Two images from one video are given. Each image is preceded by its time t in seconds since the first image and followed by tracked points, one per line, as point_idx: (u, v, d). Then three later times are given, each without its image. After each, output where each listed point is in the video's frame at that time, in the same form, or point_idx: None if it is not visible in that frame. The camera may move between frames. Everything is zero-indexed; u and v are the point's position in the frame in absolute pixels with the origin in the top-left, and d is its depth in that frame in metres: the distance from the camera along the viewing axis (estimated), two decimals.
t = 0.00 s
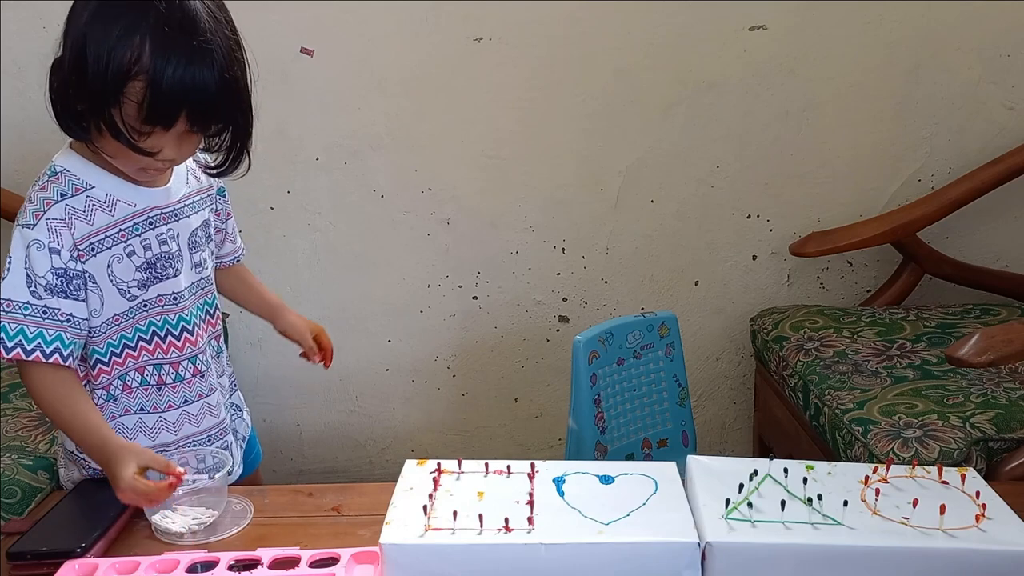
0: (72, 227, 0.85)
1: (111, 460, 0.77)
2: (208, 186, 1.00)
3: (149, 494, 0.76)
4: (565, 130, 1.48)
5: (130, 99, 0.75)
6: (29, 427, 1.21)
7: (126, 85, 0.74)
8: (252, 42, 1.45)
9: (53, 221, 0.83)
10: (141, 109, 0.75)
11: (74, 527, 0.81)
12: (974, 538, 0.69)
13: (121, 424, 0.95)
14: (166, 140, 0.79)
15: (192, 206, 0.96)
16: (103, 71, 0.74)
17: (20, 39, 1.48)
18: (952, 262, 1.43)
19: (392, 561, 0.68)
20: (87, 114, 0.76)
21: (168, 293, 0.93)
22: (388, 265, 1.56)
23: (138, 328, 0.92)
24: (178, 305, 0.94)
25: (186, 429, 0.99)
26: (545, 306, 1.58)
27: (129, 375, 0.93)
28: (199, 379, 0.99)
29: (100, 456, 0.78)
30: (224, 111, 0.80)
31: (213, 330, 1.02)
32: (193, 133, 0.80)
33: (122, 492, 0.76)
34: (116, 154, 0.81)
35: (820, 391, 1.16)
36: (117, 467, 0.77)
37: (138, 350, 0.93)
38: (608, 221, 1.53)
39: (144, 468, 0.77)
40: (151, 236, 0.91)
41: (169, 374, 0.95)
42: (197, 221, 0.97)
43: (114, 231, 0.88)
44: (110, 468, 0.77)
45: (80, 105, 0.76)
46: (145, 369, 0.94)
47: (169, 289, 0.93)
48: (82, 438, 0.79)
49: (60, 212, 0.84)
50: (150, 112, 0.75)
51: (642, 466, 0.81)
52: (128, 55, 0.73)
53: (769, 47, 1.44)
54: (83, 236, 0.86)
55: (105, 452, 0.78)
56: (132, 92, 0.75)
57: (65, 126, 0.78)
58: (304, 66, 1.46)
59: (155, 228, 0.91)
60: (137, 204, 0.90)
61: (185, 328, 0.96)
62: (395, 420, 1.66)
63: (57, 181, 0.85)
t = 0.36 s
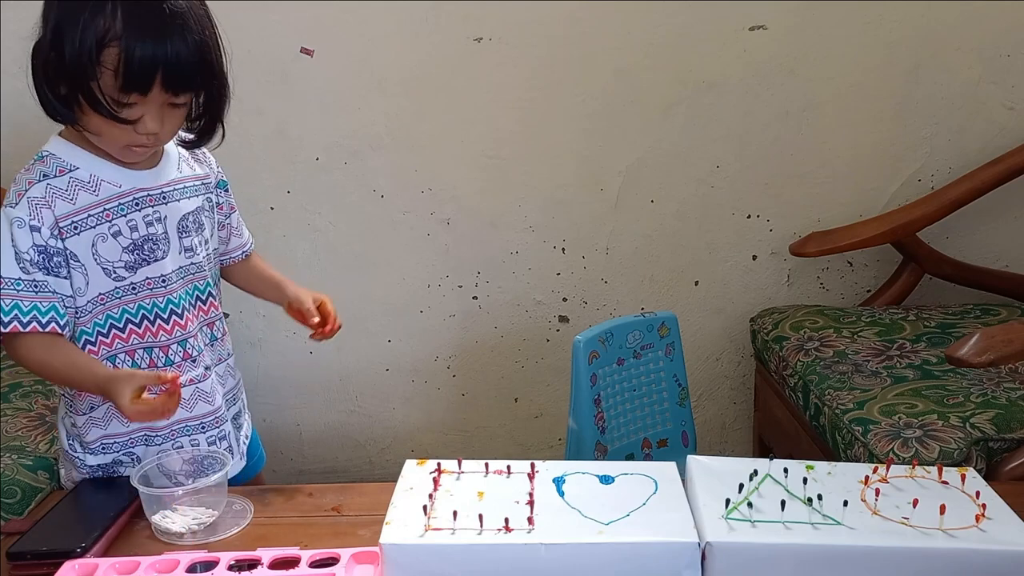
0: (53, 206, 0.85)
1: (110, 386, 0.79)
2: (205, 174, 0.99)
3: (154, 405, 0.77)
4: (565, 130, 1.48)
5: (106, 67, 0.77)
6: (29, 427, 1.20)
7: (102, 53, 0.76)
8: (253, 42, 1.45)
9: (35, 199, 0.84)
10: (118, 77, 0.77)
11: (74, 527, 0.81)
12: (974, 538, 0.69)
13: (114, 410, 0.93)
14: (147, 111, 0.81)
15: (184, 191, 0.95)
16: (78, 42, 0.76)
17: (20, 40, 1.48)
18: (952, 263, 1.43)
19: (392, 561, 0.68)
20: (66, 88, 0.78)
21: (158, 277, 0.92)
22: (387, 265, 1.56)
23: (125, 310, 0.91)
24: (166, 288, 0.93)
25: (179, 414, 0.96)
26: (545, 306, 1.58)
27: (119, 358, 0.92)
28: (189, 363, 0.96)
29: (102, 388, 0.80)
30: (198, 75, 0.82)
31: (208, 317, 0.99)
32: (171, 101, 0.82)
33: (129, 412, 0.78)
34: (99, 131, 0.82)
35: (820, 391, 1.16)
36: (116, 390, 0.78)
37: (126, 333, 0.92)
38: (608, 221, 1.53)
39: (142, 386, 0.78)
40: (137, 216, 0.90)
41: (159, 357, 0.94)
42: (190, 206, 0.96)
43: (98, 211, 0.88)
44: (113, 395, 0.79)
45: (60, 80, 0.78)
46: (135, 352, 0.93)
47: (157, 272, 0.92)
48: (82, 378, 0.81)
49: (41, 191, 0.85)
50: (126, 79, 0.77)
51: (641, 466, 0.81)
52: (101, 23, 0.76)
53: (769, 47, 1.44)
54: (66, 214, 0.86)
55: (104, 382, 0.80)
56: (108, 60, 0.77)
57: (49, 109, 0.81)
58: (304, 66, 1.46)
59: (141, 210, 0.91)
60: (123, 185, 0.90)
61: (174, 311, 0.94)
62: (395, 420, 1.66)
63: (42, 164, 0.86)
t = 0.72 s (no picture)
0: (24, 181, 0.85)
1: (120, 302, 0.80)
2: (194, 172, 0.96)
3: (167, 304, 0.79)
4: (565, 129, 1.48)
5: (89, 43, 0.77)
6: (30, 427, 1.19)
7: (83, 29, 0.77)
8: (253, 42, 1.45)
9: (11, 174, 0.84)
10: (100, 51, 0.77)
11: (75, 526, 0.81)
12: (974, 538, 0.69)
13: (93, 400, 0.93)
14: (133, 87, 0.81)
15: (164, 184, 0.93)
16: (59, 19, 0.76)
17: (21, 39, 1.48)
18: (952, 263, 1.43)
19: (392, 561, 0.68)
20: (50, 68, 0.78)
21: (124, 264, 0.92)
22: (387, 265, 1.56)
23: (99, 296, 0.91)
24: (134, 276, 0.92)
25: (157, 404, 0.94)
26: (545, 306, 1.58)
27: (93, 346, 0.92)
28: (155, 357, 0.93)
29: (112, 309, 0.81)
30: (179, 47, 0.83)
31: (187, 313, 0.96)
32: (155, 77, 0.82)
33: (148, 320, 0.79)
34: (84, 111, 0.82)
35: (820, 390, 1.16)
36: (127, 303, 0.80)
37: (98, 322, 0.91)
38: (608, 221, 1.53)
39: (148, 296, 0.79)
40: (107, 202, 0.89)
41: (132, 343, 0.93)
42: (170, 200, 0.93)
43: (67, 192, 0.87)
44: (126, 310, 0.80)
45: (41, 59, 0.78)
46: (106, 344, 0.92)
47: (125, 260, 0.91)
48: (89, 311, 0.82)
49: (15, 166, 0.85)
50: (110, 53, 0.77)
51: (642, 466, 0.81)
52: None
53: (769, 47, 1.44)
54: (37, 191, 0.85)
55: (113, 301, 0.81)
56: (89, 34, 0.77)
57: (33, 89, 0.81)
58: (304, 66, 1.46)
59: (111, 196, 0.89)
60: (95, 169, 0.88)
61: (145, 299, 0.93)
62: (394, 420, 1.66)
63: (25, 145, 0.87)
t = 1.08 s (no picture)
0: (10, 172, 0.85)
1: (100, 256, 0.81)
2: (182, 166, 0.94)
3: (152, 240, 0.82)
4: (565, 130, 1.48)
5: (69, 31, 0.77)
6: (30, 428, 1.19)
7: (62, 17, 0.77)
8: (253, 42, 1.45)
9: None
10: (80, 39, 0.77)
11: (75, 526, 0.81)
12: (974, 538, 0.69)
13: (85, 399, 0.92)
14: (117, 76, 0.81)
15: (149, 178, 0.91)
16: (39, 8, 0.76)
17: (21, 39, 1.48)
18: (952, 263, 1.43)
19: (392, 561, 0.68)
20: (32, 60, 0.78)
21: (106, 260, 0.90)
22: (387, 264, 1.56)
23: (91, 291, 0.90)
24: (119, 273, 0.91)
25: (146, 404, 0.93)
26: (545, 306, 1.58)
27: (80, 344, 0.90)
28: (144, 355, 0.92)
29: (94, 266, 0.83)
30: (161, 33, 0.82)
31: (178, 310, 0.93)
32: (139, 66, 0.82)
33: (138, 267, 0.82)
34: (70, 103, 0.82)
35: (820, 391, 1.16)
36: (107, 256, 0.81)
37: (81, 320, 0.90)
38: (608, 221, 1.53)
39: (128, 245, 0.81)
40: (89, 196, 0.88)
41: (118, 340, 0.92)
42: (155, 195, 0.92)
43: (50, 184, 0.86)
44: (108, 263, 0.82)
45: (23, 55, 0.78)
46: (90, 342, 0.90)
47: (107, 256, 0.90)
48: (72, 274, 0.83)
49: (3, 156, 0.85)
50: (90, 40, 0.77)
51: (641, 466, 0.81)
52: None
53: (769, 47, 1.44)
54: (22, 181, 0.85)
55: (92, 257, 0.82)
56: (69, 22, 0.77)
57: (20, 85, 0.81)
58: (304, 66, 1.46)
59: (94, 190, 0.88)
60: (79, 163, 0.87)
61: (130, 296, 0.91)
62: (394, 420, 1.66)
63: (15, 138, 0.87)
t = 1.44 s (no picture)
0: (15, 171, 0.84)
1: (111, 254, 0.81)
2: (186, 166, 0.94)
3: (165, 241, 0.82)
4: (565, 129, 1.48)
5: (74, 33, 0.77)
6: (30, 428, 1.17)
7: (67, 19, 0.76)
8: (253, 42, 1.45)
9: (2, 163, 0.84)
10: (85, 41, 0.77)
11: (75, 526, 0.81)
12: (975, 538, 0.69)
13: (87, 399, 0.92)
14: (121, 78, 0.81)
15: (153, 178, 0.91)
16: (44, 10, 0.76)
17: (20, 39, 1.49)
18: (952, 263, 1.43)
19: (392, 561, 0.68)
20: (36, 60, 0.78)
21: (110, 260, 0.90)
22: (387, 265, 1.56)
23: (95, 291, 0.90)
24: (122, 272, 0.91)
25: (148, 404, 0.93)
26: (545, 306, 1.58)
27: (82, 343, 0.90)
28: (147, 355, 0.92)
29: (103, 266, 0.83)
30: (165, 35, 0.82)
31: (183, 310, 0.94)
32: (143, 67, 0.82)
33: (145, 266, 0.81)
34: (74, 104, 0.82)
35: (820, 391, 1.16)
36: (119, 254, 0.81)
37: (84, 320, 0.90)
38: (608, 221, 1.53)
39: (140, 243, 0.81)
40: (94, 196, 0.88)
41: (121, 341, 0.92)
42: (159, 194, 0.92)
43: (54, 184, 0.86)
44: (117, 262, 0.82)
45: (27, 56, 0.78)
46: (93, 342, 0.90)
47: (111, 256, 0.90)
48: (81, 273, 0.83)
49: (8, 156, 0.84)
50: (95, 42, 0.77)
51: (641, 466, 0.81)
52: None
53: (769, 47, 1.44)
54: (27, 181, 0.85)
55: (102, 255, 0.82)
56: (74, 24, 0.76)
57: (23, 85, 0.81)
58: (304, 66, 1.46)
59: (99, 190, 0.88)
60: (83, 163, 0.87)
61: (135, 296, 0.91)
62: (394, 420, 1.66)
63: (19, 136, 0.87)
